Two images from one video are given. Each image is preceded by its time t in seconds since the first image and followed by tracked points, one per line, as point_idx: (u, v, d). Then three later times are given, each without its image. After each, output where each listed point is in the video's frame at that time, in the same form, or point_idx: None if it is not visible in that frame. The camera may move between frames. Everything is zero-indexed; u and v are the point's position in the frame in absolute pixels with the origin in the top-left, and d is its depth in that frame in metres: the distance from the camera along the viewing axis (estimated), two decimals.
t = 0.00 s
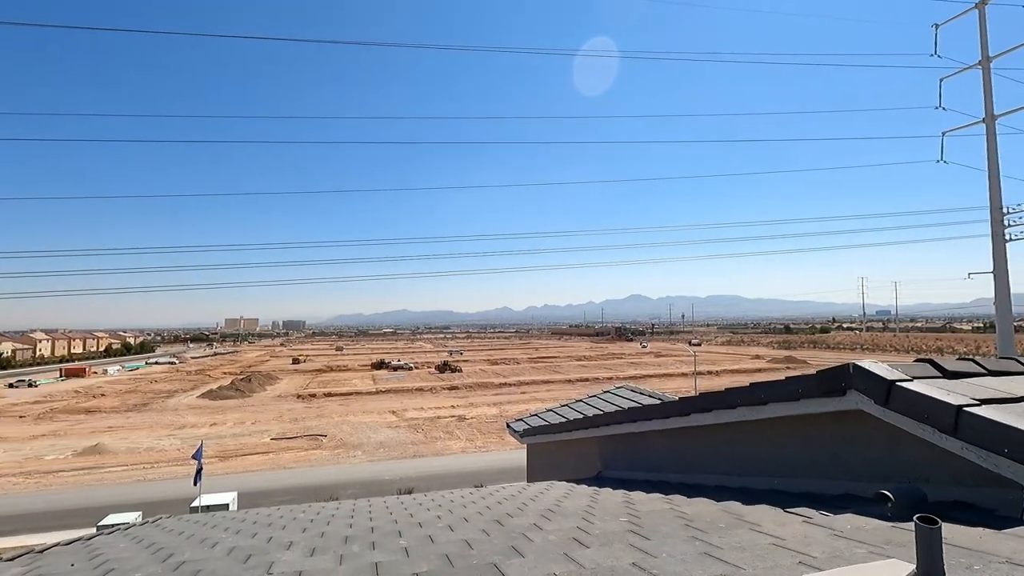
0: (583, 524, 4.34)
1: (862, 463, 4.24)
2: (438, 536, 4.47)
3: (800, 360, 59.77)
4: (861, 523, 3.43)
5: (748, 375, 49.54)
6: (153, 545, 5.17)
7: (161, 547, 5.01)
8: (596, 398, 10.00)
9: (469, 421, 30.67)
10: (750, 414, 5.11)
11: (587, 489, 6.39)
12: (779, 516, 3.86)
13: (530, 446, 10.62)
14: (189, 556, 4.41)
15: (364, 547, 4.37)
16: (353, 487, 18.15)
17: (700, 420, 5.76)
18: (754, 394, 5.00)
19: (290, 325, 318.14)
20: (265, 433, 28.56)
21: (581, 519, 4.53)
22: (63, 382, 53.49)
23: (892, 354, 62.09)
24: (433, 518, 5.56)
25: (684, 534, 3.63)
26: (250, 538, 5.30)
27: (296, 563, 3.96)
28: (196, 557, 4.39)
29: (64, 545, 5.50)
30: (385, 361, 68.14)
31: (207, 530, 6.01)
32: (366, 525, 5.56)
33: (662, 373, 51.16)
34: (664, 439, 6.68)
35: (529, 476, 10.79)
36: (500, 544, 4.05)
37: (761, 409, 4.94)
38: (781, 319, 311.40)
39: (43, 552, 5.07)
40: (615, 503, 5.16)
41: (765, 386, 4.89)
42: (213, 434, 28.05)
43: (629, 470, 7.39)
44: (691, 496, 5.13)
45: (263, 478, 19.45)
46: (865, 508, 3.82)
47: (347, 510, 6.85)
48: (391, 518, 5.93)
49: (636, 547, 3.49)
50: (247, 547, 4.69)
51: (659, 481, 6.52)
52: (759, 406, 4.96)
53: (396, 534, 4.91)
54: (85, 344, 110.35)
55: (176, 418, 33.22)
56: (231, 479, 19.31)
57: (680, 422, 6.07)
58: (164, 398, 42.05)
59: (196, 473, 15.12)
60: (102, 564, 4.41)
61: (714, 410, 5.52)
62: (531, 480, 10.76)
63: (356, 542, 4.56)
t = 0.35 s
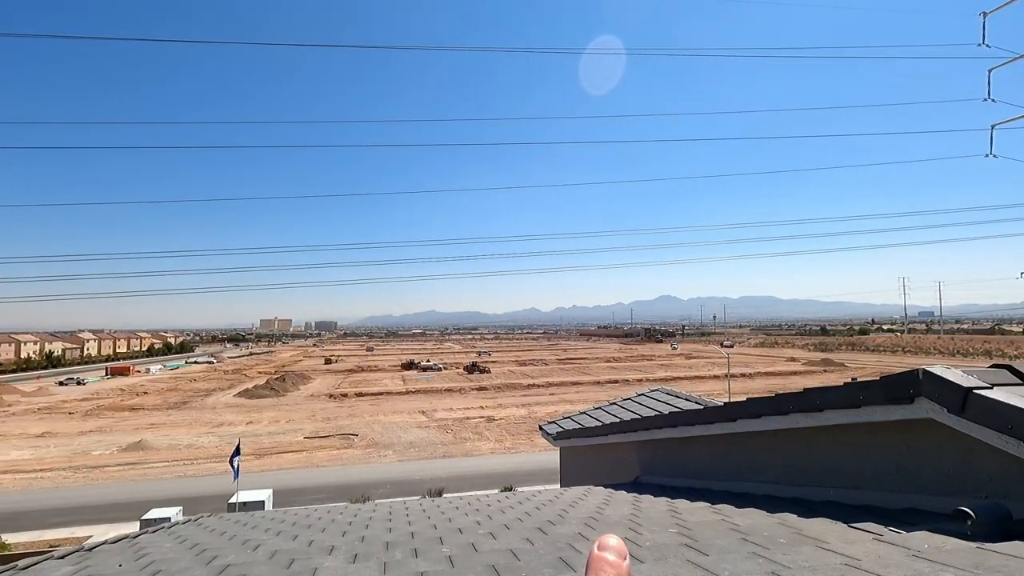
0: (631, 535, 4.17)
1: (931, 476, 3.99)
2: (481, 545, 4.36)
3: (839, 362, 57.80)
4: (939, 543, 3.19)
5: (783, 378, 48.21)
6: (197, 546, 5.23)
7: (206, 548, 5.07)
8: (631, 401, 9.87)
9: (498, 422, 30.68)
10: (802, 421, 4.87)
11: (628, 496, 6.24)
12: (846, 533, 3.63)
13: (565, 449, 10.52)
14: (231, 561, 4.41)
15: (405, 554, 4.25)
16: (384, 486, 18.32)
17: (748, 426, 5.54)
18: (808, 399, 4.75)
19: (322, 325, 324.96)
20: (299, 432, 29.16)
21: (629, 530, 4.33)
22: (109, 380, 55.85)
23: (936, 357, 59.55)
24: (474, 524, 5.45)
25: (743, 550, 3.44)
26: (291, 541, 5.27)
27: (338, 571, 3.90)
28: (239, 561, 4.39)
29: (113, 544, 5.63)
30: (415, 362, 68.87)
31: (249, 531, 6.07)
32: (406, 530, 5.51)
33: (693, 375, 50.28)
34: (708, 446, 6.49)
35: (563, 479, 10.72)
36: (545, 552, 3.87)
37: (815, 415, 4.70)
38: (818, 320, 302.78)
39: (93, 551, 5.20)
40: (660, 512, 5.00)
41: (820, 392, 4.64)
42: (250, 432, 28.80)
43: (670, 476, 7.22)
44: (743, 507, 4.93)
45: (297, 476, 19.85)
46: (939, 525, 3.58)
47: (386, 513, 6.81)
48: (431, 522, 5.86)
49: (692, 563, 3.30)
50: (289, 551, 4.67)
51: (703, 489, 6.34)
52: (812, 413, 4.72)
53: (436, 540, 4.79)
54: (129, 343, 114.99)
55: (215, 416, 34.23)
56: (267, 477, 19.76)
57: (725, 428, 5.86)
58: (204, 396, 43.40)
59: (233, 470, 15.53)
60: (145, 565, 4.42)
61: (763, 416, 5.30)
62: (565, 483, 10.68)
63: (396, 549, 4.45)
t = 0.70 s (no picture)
0: (658, 542, 4.08)
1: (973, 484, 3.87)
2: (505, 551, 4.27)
3: (857, 363, 56.99)
4: (990, 554, 3.08)
5: (800, 379, 47.54)
6: (215, 550, 5.22)
7: (225, 552, 5.05)
8: (648, 402, 9.77)
9: (511, 422, 30.66)
10: (835, 423, 4.74)
11: (651, 500, 6.14)
12: (889, 542, 3.53)
13: (580, 451, 10.44)
14: (250, 566, 4.39)
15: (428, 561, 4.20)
16: (398, 487, 18.37)
17: (776, 429, 5.40)
18: (841, 402, 4.62)
19: (337, 326, 327.65)
20: (314, 432, 29.37)
21: (657, 537, 4.25)
22: (129, 381, 56.77)
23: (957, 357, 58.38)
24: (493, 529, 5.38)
25: (783, 560, 3.34)
26: (310, 545, 5.24)
27: None
28: (258, 566, 4.37)
29: (131, 546, 5.63)
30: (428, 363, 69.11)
31: (266, 534, 6.04)
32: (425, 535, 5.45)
33: (708, 376, 49.87)
34: (732, 448, 6.37)
35: (578, 482, 10.66)
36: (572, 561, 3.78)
37: (849, 418, 4.57)
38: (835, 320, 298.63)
39: (110, 553, 5.20)
40: (687, 517, 4.91)
41: (855, 394, 4.50)
42: (266, 432, 29.07)
43: (691, 479, 7.13)
44: (774, 512, 4.82)
45: (313, 476, 19.98)
46: (987, 534, 3.47)
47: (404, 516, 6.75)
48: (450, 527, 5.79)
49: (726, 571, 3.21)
50: (308, 557, 4.64)
51: (727, 493, 6.24)
52: (847, 416, 4.59)
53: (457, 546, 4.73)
54: (148, 344, 116.88)
55: (232, 416, 34.63)
56: (283, 477, 19.91)
57: (751, 431, 5.73)
58: (220, 397, 43.95)
59: (250, 470, 15.63)
60: (165, 569, 4.41)
61: (792, 418, 5.17)
62: (581, 485, 10.61)
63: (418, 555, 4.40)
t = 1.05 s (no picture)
0: (679, 546, 4.03)
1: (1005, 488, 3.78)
2: (523, 554, 4.24)
3: (870, 364, 56.52)
4: None
5: (813, 380, 47.08)
6: (232, 551, 5.26)
7: (241, 553, 5.07)
8: (662, 404, 9.68)
9: (521, 423, 30.68)
10: (858, 425, 4.65)
11: (667, 502, 6.07)
12: (921, 548, 3.45)
13: (593, 453, 10.38)
14: (267, 567, 4.40)
15: (446, 563, 4.17)
16: (409, 487, 18.42)
17: (797, 431, 5.31)
18: (866, 403, 4.53)
19: (347, 327, 329.54)
20: (325, 432, 29.55)
21: (677, 540, 4.20)
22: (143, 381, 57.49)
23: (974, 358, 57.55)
24: (509, 530, 5.35)
25: (813, 566, 3.27)
26: (326, 546, 5.24)
27: None
28: (275, 568, 4.38)
29: (147, 547, 5.68)
30: (438, 364, 69.33)
31: (281, 535, 6.07)
32: (441, 536, 5.44)
33: (719, 377, 49.61)
34: (750, 450, 6.29)
35: (591, 483, 10.61)
36: (592, 564, 3.75)
37: (874, 420, 4.48)
38: (848, 321, 295.46)
39: (127, 553, 5.24)
40: (707, 521, 4.84)
41: (879, 395, 4.41)
42: (277, 433, 29.27)
43: (708, 481, 7.05)
44: (797, 516, 4.74)
45: (324, 476, 20.09)
46: None
47: (418, 517, 6.75)
48: (466, 529, 5.77)
49: None
50: (325, 558, 4.65)
51: (745, 496, 6.16)
52: (872, 417, 4.50)
53: (473, 548, 4.71)
54: (162, 345, 118.49)
55: (244, 416, 34.91)
56: (295, 477, 20.03)
57: (770, 432, 5.65)
58: (232, 397, 44.34)
59: (262, 469, 15.76)
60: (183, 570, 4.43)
61: (813, 421, 5.08)
62: (593, 487, 10.56)
63: (436, 557, 4.37)
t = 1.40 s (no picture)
0: (700, 548, 3.98)
1: None
2: (541, 554, 4.22)
3: (889, 364, 55.77)
4: None
5: (830, 381, 46.43)
6: (251, 549, 5.30)
7: (260, 551, 5.12)
8: (676, 405, 9.63)
9: (535, 423, 30.68)
10: (883, 426, 4.57)
11: (685, 504, 6.01)
12: (952, 553, 3.38)
13: (609, 453, 10.33)
14: (286, 566, 4.43)
15: (464, 564, 4.15)
16: (423, 487, 18.49)
17: (817, 431, 5.23)
18: (890, 403, 4.45)
19: (361, 328, 331.68)
20: (340, 432, 29.80)
21: (697, 542, 4.16)
22: (162, 381, 58.42)
23: (997, 359, 56.31)
24: (527, 531, 5.34)
25: (839, 570, 3.21)
26: (344, 546, 5.24)
27: None
28: (293, 566, 4.41)
29: (168, 544, 5.76)
30: (452, 364, 69.63)
31: (299, 534, 6.12)
32: (459, 536, 5.45)
33: (734, 378, 49.24)
34: (771, 452, 6.21)
35: (607, 484, 10.57)
36: (612, 565, 3.71)
37: (899, 421, 4.40)
38: (867, 321, 290.78)
39: (148, 551, 5.32)
40: (727, 523, 4.79)
41: (904, 396, 4.32)
42: (293, 432, 29.56)
43: (725, 483, 6.99)
44: (820, 519, 4.67)
45: (340, 475, 20.29)
46: None
47: (435, 517, 6.77)
48: (483, 529, 5.78)
49: None
50: (344, 557, 4.68)
51: (765, 498, 6.08)
52: (896, 418, 4.42)
53: (490, 547, 4.70)
54: (180, 345, 120.43)
55: (260, 416, 35.34)
56: (311, 476, 20.22)
57: (790, 433, 5.58)
58: (249, 397, 44.88)
59: (278, 467, 15.90)
60: (201, 567, 4.47)
61: (835, 422, 5.01)
62: (607, 488, 10.52)
63: (454, 557, 4.35)
